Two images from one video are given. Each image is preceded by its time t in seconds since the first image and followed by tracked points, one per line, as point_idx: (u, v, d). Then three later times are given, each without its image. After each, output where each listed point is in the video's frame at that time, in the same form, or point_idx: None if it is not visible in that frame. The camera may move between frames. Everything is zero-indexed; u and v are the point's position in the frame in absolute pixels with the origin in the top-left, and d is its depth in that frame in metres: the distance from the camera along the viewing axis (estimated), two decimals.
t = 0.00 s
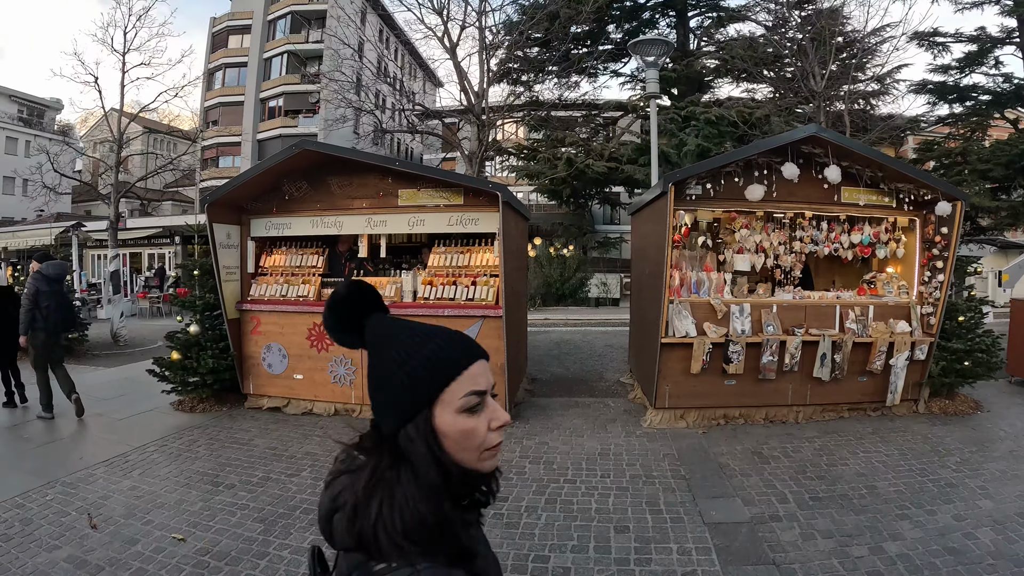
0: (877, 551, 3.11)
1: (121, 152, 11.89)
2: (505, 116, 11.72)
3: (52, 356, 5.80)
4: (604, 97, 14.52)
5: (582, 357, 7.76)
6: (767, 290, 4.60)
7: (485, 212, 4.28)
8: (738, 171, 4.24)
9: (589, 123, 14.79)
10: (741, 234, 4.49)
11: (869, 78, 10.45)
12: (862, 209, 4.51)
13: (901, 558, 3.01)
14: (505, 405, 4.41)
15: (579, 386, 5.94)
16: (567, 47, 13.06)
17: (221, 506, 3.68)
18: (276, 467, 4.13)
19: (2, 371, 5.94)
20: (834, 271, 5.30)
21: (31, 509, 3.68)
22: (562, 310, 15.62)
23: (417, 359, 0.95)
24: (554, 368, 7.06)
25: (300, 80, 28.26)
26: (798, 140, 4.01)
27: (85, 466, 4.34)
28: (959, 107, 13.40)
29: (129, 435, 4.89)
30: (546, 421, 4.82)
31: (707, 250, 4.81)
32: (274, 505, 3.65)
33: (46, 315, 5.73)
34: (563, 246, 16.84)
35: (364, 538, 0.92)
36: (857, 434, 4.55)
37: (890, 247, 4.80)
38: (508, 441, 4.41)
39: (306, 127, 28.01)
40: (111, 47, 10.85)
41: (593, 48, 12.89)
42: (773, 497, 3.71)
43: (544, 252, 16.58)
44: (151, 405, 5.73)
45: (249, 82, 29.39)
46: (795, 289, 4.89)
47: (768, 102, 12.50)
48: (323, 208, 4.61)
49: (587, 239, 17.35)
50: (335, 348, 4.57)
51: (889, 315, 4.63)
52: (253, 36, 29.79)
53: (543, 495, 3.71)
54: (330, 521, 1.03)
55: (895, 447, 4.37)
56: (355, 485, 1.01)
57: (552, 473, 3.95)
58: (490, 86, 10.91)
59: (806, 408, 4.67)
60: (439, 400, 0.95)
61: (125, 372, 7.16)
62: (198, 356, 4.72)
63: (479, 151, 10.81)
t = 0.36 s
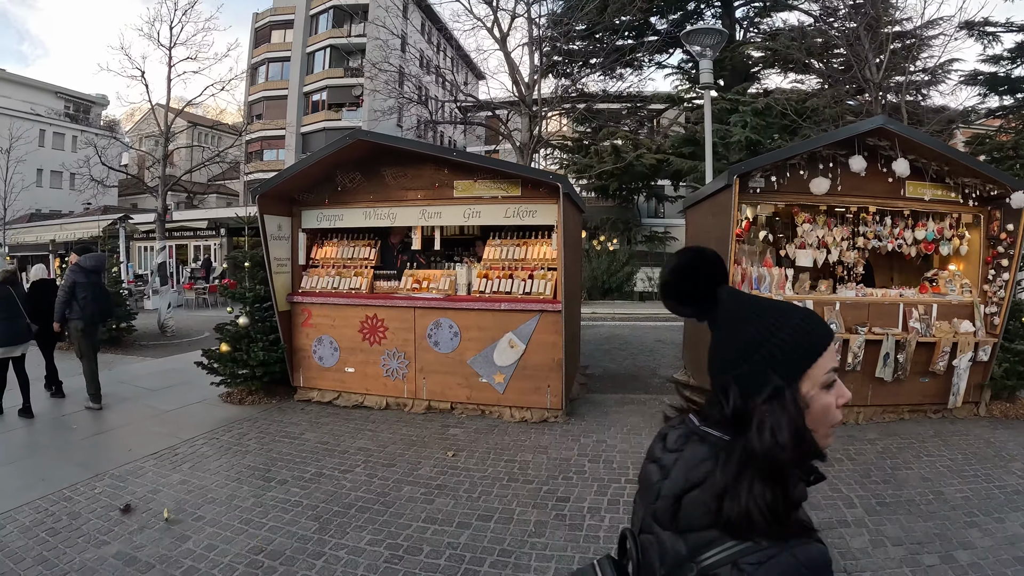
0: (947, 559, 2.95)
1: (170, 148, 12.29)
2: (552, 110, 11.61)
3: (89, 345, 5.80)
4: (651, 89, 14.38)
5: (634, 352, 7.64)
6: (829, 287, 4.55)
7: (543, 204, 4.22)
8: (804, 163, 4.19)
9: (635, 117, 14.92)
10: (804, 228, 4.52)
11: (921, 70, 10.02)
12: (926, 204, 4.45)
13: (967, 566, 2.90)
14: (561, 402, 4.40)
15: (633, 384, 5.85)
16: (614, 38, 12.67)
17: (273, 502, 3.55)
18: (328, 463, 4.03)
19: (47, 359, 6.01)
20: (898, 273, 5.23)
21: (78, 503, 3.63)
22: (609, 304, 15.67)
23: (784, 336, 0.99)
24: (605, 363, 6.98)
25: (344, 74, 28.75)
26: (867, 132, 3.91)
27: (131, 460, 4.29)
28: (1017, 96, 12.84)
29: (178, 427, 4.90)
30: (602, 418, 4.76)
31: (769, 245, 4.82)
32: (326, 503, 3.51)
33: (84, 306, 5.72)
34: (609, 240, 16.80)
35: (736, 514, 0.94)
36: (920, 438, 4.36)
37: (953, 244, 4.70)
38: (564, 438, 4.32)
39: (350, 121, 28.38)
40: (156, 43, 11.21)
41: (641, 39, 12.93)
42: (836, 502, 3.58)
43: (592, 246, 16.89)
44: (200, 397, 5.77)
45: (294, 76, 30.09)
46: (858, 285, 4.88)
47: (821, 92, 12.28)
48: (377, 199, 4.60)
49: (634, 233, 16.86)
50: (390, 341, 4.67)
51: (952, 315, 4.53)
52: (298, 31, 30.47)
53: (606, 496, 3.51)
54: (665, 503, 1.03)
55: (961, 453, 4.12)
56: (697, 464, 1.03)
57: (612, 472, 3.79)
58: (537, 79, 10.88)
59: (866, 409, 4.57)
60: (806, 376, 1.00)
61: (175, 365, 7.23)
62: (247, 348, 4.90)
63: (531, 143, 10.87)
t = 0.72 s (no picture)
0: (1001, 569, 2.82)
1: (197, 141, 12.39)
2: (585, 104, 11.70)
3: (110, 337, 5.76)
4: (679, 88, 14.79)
5: (667, 351, 7.54)
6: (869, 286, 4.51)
7: (583, 199, 4.30)
8: (846, 160, 4.15)
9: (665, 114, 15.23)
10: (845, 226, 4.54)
11: (952, 65, 10.29)
12: (970, 202, 4.40)
13: None
14: (597, 400, 4.42)
15: (669, 383, 5.78)
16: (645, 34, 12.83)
17: (306, 501, 3.43)
18: (361, 461, 3.93)
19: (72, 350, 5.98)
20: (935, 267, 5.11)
21: (105, 498, 3.56)
22: (636, 300, 15.75)
23: None
24: (638, 361, 6.88)
25: (368, 68, 28.71)
26: (911, 128, 3.81)
27: (159, 454, 4.22)
28: None
29: (206, 421, 4.85)
30: (638, 418, 4.69)
31: (809, 243, 4.83)
32: (362, 502, 3.37)
33: (105, 299, 5.64)
34: (635, 237, 17.13)
35: None
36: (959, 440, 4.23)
37: (995, 243, 4.67)
38: (602, 438, 4.22)
39: (375, 115, 28.39)
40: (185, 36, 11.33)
41: (669, 35, 13.16)
42: (882, 506, 3.23)
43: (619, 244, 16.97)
44: (228, 391, 5.73)
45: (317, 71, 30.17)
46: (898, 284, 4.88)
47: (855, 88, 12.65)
48: (415, 192, 4.73)
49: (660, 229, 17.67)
50: (424, 336, 4.75)
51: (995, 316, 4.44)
52: (321, 26, 30.53)
53: (648, 498, 3.36)
54: (971, 499, 1.45)
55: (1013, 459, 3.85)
56: (998, 462, 1.43)
57: (654, 473, 3.68)
58: (571, 73, 11.06)
59: (905, 412, 4.47)
60: None
61: (205, 359, 7.22)
62: (278, 342, 5.04)
63: (564, 136, 11.06)
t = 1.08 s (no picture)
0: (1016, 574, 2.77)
1: (196, 142, 12.32)
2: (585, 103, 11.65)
3: (104, 337, 5.71)
4: (679, 86, 14.74)
5: (671, 353, 7.49)
6: (876, 287, 4.48)
7: (588, 200, 4.26)
8: (854, 160, 4.11)
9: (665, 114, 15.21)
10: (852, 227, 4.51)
11: (954, 64, 10.27)
12: (979, 202, 4.38)
13: None
14: (603, 403, 4.40)
15: (673, 385, 5.73)
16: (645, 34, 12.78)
17: (309, 508, 3.37)
18: (364, 467, 3.88)
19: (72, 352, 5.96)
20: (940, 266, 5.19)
21: (104, 506, 3.50)
22: (637, 300, 15.73)
23: None
24: (642, 363, 6.84)
25: (367, 69, 28.67)
26: (921, 128, 3.76)
27: (159, 460, 4.16)
28: None
29: (207, 426, 4.80)
30: (644, 421, 4.64)
31: (815, 244, 4.80)
32: (366, 509, 3.32)
33: (99, 299, 5.60)
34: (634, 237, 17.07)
35: None
36: (966, 441, 4.19)
37: (1002, 244, 4.65)
38: (608, 443, 4.17)
39: (374, 116, 28.35)
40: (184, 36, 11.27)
41: (669, 35, 13.11)
42: (893, 511, 3.19)
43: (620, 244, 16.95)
44: (228, 395, 5.67)
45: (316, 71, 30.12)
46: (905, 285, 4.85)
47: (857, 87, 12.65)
48: (417, 193, 4.68)
49: (660, 228, 17.67)
50: (427, 339, 4.69)
51: (1003, 317, 4.41)
52: (320, 26, 30.47)
53: (657, 504, 3.31)
54: None
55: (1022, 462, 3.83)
56: None
57: (661, 479, 3.63)
58: (573, 72, 11.03)
59: (913, 414, 4.43)
60: None
61: (205, 362, 7.15)
62: (278, 345, 4.98)
63: (565, 137, 11.02)
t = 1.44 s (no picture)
0: None
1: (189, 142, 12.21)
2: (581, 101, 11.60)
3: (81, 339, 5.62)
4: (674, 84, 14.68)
5: (668, 353, 7.44)
6: (876, 286, 4.43)
7: (584, 197, 4.19)
8: (854, 157, 4.07)
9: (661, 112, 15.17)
10: (852, 225, 4.46)
11: (951, 63, 10.23)
12: (979, 200, 4.33)
13: None
14: (599, 404, 4.33)
15: (671, 386, 5.66)
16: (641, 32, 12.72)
17: (300, 514, 3.30)
18: (357, 470, 3.80)
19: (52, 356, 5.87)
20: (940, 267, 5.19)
21: (91, 511, 3.42)
22: (634, 300, 15.67)
23: None
24: (640, 364, 6.78)
25: (362, 68, 28.59)
26: (921, 124, 3.72)
27: (148, 464, 4.07)
28: None
29: (198, 428, 4.72)
30: (641, 422, 4.58)
31: (814, 242, 4.75)
32: (358, 515, 3.24)
33: (75, 303, 5.51)
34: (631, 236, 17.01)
35: None
36: (967, 442, 4.13)
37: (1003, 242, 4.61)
38: (605, 445, 4.10)
39: (369, 115, 28.27)
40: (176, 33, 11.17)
41: (665, 33, 13.05)
42: (896, 513, 3.13)
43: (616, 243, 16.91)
44: (220, 397, 5.58)
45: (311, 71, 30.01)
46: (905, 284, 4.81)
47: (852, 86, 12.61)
48: (410, 191, 4.62)
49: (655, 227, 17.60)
50: (421, 339, 4.62)
51: (1004, 316, 4.36)
52: (315, 25, 30.35)
53: (655, 508, 3.25)
54: None
55: None
56: None
57: (660, 481, 3.56)
58: (569, 70, 10.95)
59: (913, 415, 4.38)
60: None
61: (197, 364, 7.06)
62: (270, 346, 4.90)
63: (561, 135, 10.94)
